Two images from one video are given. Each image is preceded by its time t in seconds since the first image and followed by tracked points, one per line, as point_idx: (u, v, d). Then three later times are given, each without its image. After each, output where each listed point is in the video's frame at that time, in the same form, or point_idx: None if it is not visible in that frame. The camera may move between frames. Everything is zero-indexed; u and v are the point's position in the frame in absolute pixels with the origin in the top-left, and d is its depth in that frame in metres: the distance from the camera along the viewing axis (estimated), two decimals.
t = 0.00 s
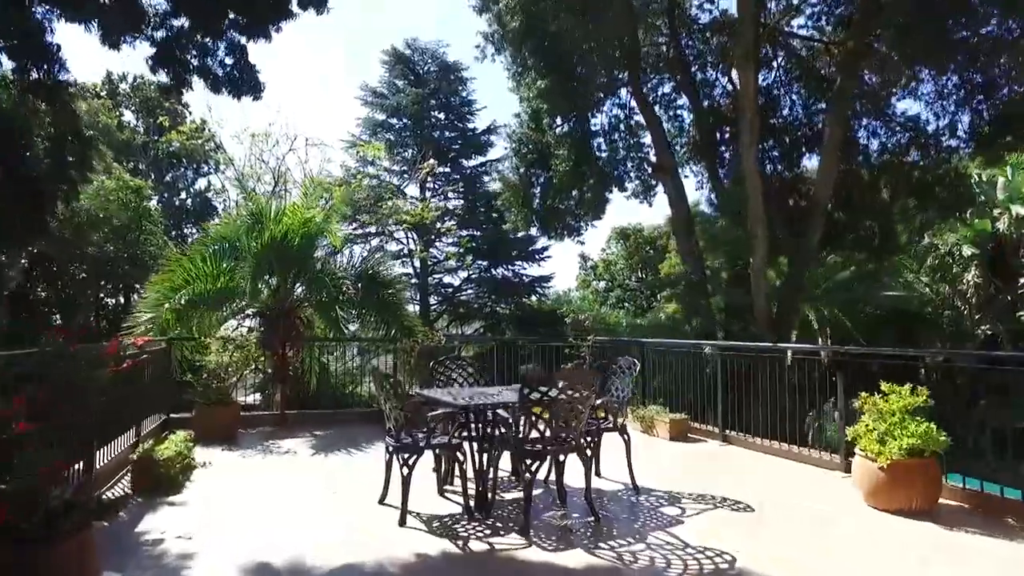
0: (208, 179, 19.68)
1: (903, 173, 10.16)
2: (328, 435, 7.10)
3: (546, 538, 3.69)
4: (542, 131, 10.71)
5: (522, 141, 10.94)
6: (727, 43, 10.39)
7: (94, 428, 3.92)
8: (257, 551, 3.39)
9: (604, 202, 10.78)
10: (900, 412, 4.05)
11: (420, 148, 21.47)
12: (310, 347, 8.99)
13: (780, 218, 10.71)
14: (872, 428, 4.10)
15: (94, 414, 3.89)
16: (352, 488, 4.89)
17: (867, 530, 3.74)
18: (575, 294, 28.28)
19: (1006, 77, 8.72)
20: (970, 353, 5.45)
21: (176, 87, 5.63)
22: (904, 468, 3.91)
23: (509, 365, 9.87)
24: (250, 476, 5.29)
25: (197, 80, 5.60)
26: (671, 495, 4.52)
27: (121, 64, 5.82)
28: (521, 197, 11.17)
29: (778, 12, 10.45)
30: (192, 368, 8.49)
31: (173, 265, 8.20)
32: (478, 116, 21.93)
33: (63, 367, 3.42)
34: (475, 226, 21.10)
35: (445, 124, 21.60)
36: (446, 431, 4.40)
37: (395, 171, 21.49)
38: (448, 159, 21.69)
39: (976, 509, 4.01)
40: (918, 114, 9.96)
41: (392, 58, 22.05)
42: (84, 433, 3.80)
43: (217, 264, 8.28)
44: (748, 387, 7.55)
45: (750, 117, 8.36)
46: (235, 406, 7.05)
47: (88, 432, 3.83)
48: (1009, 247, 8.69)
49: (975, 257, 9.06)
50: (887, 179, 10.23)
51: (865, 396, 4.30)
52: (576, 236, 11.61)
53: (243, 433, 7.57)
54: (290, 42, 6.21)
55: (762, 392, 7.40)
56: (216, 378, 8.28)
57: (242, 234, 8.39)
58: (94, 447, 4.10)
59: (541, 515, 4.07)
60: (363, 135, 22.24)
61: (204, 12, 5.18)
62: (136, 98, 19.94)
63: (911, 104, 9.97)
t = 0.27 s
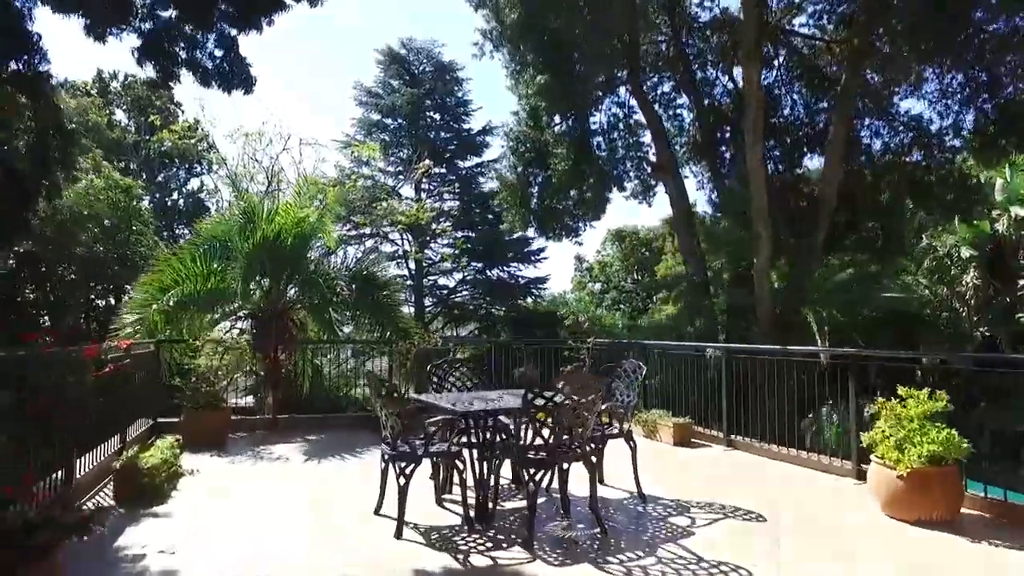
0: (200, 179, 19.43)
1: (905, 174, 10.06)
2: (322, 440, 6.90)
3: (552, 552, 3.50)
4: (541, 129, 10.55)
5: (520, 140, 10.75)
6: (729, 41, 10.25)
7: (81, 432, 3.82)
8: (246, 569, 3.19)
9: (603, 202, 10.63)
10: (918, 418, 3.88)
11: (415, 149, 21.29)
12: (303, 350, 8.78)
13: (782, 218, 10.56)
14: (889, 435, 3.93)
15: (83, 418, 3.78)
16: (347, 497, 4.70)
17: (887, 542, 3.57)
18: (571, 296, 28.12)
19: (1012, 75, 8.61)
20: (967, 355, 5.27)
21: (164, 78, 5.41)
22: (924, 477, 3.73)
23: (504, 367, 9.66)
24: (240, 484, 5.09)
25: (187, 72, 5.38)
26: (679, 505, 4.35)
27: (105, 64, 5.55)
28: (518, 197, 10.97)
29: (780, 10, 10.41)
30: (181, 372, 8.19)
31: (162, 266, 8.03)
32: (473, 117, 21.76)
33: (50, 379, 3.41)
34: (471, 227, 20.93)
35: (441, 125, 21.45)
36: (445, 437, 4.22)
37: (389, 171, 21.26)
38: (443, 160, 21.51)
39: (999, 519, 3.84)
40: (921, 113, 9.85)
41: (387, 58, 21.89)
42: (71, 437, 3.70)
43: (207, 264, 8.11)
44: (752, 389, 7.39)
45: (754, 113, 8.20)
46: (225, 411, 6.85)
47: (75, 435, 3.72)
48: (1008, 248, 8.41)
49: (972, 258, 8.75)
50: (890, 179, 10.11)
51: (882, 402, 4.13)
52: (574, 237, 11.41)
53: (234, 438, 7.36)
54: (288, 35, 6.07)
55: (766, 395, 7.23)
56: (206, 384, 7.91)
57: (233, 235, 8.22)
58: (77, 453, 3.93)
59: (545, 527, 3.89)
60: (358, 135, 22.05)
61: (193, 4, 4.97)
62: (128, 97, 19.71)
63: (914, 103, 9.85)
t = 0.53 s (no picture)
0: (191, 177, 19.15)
1: (906, 170, 9.93)
2: (314, 443, 6.68)
3: (555, 562, 3.31)
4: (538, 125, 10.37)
5: (516, 136, 10.54)
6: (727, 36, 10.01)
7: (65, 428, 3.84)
8: None
9: (601, 199, 10.44)
10: (938, 420, 3.70)
11: (409, 147, 21.12)
12: (295, 350, 8.55)
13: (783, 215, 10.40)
14: (907, 437, 3.74)
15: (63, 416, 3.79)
16: (338, 503, 4.49)
17: (907, 550, 3.39)
18: (566, 297, 27.96)
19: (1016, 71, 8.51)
20: (964, 354, 5.10)
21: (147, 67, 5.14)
22: (943, 481, 3.55)
23: (499, 366, 9.47)
24: (227, 489, 4.87)
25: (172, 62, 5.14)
26: (687, 511, 4.16)
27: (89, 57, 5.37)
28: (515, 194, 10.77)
29: (781, 6, 9.98)
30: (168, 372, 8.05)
31: (150, 263, 7.79)
32: (468, 116, 21.60)
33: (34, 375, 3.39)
34: (465, 226, 20.73)
35: (435, 123, 21.28)
36: (442, 441, 4.01)
37: (384, 170, 21.12)
38: (437, 158, 21.33)
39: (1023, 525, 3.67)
40: (923, 109, 9.72)
41: (381, 56, 21.71)
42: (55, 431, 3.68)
43: (196, 261, 7.87)
44: (755, 389, 7.23)
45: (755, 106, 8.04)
46: (213, 413, 6.62)
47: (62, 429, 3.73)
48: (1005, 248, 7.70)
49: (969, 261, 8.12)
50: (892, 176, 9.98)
51: (899, 402, 3.96)
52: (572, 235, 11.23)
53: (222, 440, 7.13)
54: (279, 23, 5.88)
55: (769, 395, 7.06)
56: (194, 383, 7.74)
57: (224, 232, 7.98)
58: (54, 457, 3.74)
59: (547, 535, 3.69)
60: (351, 134, 21.83)
61: None
62: (117, 94, 19.42)
63: (916, 99, 9.71)
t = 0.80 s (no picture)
0: (183, 175, 18.89)
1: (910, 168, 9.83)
2: (307, 446, 6.49)
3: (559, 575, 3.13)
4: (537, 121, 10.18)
5: (514, 133, 10.36)
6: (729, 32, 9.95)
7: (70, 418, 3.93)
8: None
9: (600, 196, 10.28)
10: (958, 423, 3.54)
11: (404, 146, 20.84)
12: (287, 350, 8.35)
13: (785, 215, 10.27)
14: (925, 441, 3.58)
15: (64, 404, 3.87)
16: (331, 511, 4.30)
17: (928, 560, 3.23)
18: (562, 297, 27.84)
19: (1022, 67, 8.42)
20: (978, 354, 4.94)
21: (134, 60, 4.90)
22: (966, 488, 3.37)
23: (494, 366, 9.31)
24: (215, 495, 4.67)
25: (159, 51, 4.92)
26: (695, 518, 4.00)
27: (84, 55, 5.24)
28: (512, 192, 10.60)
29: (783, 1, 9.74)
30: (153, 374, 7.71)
31: (139, 262, 7.59)
32: (463, 115, 21.45)
33: (9, 387, 3.37)
34: (461, 226, 20.57)
35: (430, 122, 21.13)
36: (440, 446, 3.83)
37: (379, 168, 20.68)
38: (433, 157, 21.17)
39: None
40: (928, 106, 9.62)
41: (376, 54, 21.54)
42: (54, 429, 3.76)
43: (186, 260, 7.69)
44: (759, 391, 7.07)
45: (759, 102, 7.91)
46: (203, 415, 6.42)
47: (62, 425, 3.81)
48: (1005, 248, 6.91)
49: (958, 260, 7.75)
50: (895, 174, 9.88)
51: (916, 405, 3.80)
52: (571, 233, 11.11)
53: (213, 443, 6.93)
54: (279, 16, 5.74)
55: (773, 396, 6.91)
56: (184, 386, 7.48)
57: (215, 230, 7.78)
58: (30, 463, 3.56)
59: (550, 545, 3.52)
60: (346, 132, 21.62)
61: None
62: (109, 91, 19.14)
63: (919, 95, 9.62)
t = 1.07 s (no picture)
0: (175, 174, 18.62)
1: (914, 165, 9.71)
2: (299, 451, 6.27)
3: None
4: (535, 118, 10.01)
5: (512, 129, 10.15)
6: (732, 27, 9.89)
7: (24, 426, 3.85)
8: None
9: (600, 194, 10.09)
10: (984, 430, 3.36)
11: (399, 144, 20.69)
12: (280, 352, 8.09)
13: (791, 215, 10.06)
14: (951, 449, 3.39)
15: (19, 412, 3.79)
16: (324, 522, 4.09)
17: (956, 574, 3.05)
18: (558, 297, 27.72)
19: None
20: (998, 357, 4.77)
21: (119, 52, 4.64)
22: (997, 498, 3.18)
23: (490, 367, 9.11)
24: (201, 505, 4.45)
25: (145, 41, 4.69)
26: (707, 529, 3.81)
27: (77, 52, 5.10)
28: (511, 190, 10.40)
29: None
30: (140, 376, 7.46)
31: (125, 261, 7.33)
32: (459, 114, 21.27)
33: None
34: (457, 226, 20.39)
35: (426, 121, 20.97)
36: (440, 455, 3.61)
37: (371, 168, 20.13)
38: (428, 156, 21.00)
39: None
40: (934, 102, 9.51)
41: (371, 52, 21.34)
42: (10, 439, 3.67)
43: (176, 258, 7.43)
44: (765, 393, 6.88)
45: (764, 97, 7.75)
46: (191, 420, 6.21)
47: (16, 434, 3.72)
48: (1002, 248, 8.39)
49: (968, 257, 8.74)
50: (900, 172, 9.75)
51: (937, 410, 3.62)
52: (569, 232, 10.92)
53: (202, 448, 6.73)
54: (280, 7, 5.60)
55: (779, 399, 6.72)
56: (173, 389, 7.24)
57: (205, 228, 7.54)
58: None
59: (554, 559, 3.33)
60: (341, 131, 21.38)
61: None
62: (100, 88, 18.88)
63: (924, 90, 9.51)
